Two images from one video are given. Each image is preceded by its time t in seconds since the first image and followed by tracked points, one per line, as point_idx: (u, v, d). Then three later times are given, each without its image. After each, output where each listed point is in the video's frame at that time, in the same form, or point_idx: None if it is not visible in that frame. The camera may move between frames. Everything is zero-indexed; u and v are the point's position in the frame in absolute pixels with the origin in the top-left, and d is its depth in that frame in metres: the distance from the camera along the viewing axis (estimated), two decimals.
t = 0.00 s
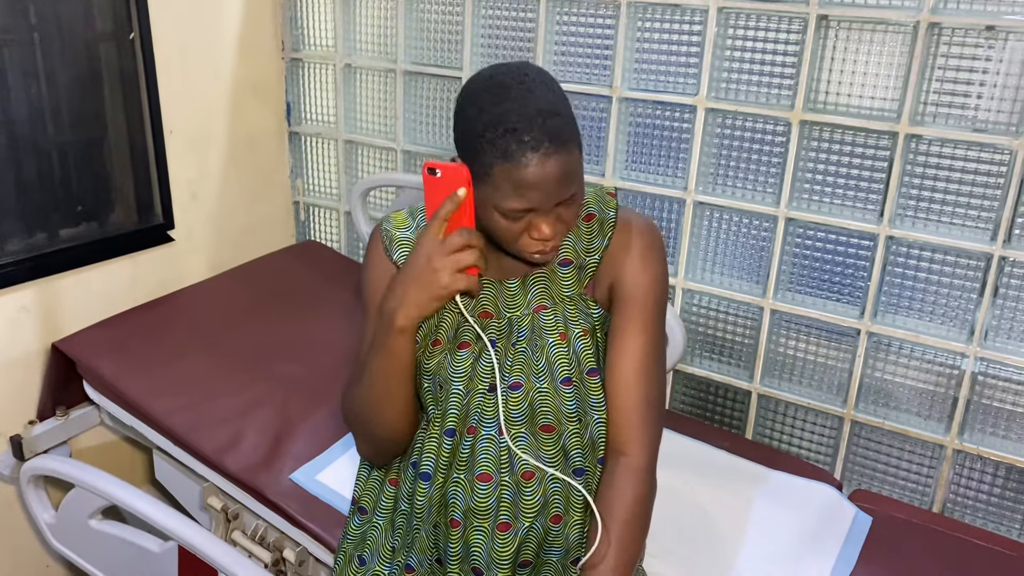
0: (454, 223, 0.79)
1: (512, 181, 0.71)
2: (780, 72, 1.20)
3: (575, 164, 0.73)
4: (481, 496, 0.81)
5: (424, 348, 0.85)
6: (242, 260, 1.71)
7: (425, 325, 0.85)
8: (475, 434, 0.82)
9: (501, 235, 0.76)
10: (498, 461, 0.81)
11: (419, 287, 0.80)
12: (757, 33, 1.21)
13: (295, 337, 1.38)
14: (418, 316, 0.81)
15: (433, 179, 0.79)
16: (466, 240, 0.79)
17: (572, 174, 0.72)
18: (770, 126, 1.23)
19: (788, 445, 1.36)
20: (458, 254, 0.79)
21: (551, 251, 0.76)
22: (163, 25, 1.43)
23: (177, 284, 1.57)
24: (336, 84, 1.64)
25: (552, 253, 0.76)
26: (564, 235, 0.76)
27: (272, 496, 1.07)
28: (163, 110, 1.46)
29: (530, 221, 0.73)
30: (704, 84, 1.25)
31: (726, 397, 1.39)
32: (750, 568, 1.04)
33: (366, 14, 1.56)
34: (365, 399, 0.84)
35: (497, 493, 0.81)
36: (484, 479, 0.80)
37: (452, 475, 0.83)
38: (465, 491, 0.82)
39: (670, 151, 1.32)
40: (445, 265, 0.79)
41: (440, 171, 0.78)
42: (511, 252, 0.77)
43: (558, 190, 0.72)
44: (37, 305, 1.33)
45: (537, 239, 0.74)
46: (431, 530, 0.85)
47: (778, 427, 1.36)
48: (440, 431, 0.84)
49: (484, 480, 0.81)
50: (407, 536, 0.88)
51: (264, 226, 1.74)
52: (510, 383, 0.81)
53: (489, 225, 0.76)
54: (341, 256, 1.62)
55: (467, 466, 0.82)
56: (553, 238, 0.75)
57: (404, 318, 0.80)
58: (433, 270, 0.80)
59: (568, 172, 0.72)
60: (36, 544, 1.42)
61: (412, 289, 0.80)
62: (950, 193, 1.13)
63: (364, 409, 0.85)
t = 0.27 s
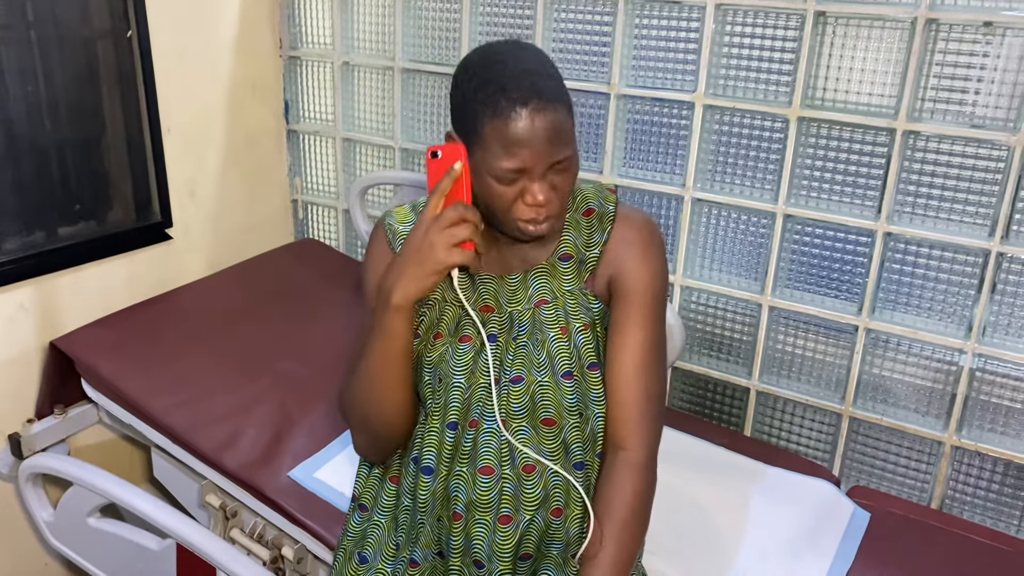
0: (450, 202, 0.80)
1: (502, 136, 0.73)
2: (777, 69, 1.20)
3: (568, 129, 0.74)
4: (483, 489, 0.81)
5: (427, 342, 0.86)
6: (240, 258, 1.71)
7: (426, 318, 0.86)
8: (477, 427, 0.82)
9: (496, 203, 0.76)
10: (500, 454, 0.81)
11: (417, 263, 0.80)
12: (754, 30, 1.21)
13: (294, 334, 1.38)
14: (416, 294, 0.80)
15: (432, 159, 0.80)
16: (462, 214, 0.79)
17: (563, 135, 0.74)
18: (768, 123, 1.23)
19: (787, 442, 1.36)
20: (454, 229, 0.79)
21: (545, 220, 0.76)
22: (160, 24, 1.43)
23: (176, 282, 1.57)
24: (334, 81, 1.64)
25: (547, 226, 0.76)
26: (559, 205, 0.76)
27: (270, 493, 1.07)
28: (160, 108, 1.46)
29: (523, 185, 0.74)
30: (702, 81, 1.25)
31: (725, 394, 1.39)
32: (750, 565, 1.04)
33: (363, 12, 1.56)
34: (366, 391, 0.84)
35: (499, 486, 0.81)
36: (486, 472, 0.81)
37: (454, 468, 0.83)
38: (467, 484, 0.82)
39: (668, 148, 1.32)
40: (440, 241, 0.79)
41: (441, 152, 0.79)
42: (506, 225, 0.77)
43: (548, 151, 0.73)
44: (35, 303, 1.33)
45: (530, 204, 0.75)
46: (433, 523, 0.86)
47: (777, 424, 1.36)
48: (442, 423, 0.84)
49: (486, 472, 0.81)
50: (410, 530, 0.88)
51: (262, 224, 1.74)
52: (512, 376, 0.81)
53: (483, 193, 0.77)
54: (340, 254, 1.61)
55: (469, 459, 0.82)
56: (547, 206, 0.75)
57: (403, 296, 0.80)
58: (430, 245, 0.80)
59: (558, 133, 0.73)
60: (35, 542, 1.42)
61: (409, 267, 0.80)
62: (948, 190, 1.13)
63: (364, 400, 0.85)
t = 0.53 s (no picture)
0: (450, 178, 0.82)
1: (494, 99, 0.75)
2: (778, 64, 1.20)
3: (560, 95, 0.75)
4: (485, 481, 0.81)
5: (429, 335, 0.85)
6: (239, 256, 1.71)
7: (430, 310, 0.86)
8: (480, 420, 0.81)
9: (492, 171, 0.77)
10: (502, 447, 0.81)
11: (418, 237, 0.81)
12: (755, 26, 1.20)
13: (294, 332, 1.38)
14: (417, 267, 0.82)
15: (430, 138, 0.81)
16: (461, 184, 0.80)
17: (556, 99, 0.75)
18: (769, 119, 1.23)
19: (788, 439, 1.36)
20: (454, 200, 0.81)
21: (541, 186, 0.76)
22: (159, 21, 1.43)
23: (175, 280, 1.57)
24: (334, 78, 1.63)
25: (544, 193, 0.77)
26: (555, 172, 0.77)
27: (271, 491, 1.06)
28: (159, 105, 1.46)
29: (517, 150, 0.75)
30: (703, 77, 1.25)
31: (726, 391, 1.39)
32: (753, 563, 1.04)
33: (363, 8, 1.56)
34: (367, 383, 0.84)
35: (501, 478, 0.81)
36: (489, 464, 0.81)
37: (456, 461, 0.83)
38: (469, 476, 0.82)
39: (668, 144, 1.31)
40: (440, 215, 0.81)
41: (437, 130, 0.81)
42: (503, 195, 0.78)
43: (542, 114, 0.74)
44: (35, 301, 1.33)
45: (525, 168, 0.76)
46: (435, 516, 0.86)
47: (778, 421, 1.35)
48: (444, 416, 0.83)
49: (488, 465, 0.81)
50: (411, 524, 0.89)
51: (262, 222, 1.74)
52: (514, 369, 0.81)
53: (480, 162, 0.78)
54: (339, 252, 1.61)
55: (471, 451, 0.82)
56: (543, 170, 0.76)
57: (403, 270, 0.81)
58: (431, 217, 0.81)
59: (552, 97, 0.74)
60: (35, 541, 1.42)
61: (410, 242, 0.82)
62: (950, 185, 1.12)
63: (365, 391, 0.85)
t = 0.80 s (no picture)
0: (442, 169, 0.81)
1: (481, 85, 0.76)
2: (778, 63, 1.19)
3: (547, 80, 0.76)
4: (484, 482, 0.80)
5: (427, 335, 0.85)
6: (238, 256, 1.71)
7: (428, 310, 0.85)
8: (479, 420, 0.81)
9: (481, 158, 0.78)
10: (500, 447, 0.81)
11: (413, 228, 0.80)
12: (755, 24, 1.20)
13: (292, 331, 1.38)
14: (412, 260, 0.80)
15: (420, 132, 0.82)
16: (455, 174, 0.79)
17: (542, 84, 0.76)
18: (769, 117, 1.22)
19: (788, 438, 1.35)
20: (449, 189, 0.79)
21: (532, 170, 0.77)
22: (158, 20, 1.42)
23: (174, 279, 1.56)
24: (332, 78, 1.63)
25: (536, 178, 0.77)
26: (545, 157, 0.77)
27: (270, 491, 1.06)
28: (158, 104, 1.45)
29: (507, 136, 0.76)
30: (702, 75, 1.25)
31: (726, 391, 1.39)
32: (754, 563, 1.03)
33: (361, 7, 1.56)
34: (364, 385, 0.83)
35: (499, 479, 0.81)
36: (488, 465, 0.80)
37: (455, 461, 0.83)
38: (468, 477, 0.82)
39: (668, 143, 1.31)
40: (435, 202, 0.80)
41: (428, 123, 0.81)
42: (495, 183, 0.78)
43: (529, 99, 0.75)
44: (33, 301, 1.32)
45: (515, 152, 0.76)
46: (434, 517, 0.85)
47: (778, 421, 1.35)
48: (442, 417, 0.83)
49: (487, 465, 0.80)
50: (410, 524, 0.88)
51: (260, 222, 1.74)
52: (512, 369, 0.80)
53: (471, 150, 0.78)
54: (339, 251, 1.61)
55: (470, 452, 0.82)
56: (533, 155, 0.76)
57: (398, 262, 0.80)
58: (425, 208, 0.80)
59: (539, 82, 0.75)
60: (33, 541, 1.42)
61: (405, 233, 0.81)
62: (950, 184, 1.12)
63: (363, 392, 0.84)
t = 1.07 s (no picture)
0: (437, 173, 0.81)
1: (473, 88, 0.76)
2: (779, 65, 1.19)
3: (541, 82, 0.76)
4: (484, 490, 0.80)
5: (425, 341, 0.84)
6: (238, 258, 1.70)
7: (425, 316, 0.84)
8: (478, 428, 0.81)
9: (476, 161, 0.78)
10: (500, 454, 0.80)
11: (412, 234, 0.80)
12: (756, 26, 1.20)
13: (293, 334, 1.37)
14: (411, 266, 0.80)
15: (414, 137, 0.82)
16: (453, 179, 0.79)
17: (536, 88, 0.75)
18: (771, 120, 1.22)
19: (790, 441, 1.35)
20: (447, 195, 0.79)
21: (528, 172, 0.77)
22: (158, 22, 1.42)
23: (174, 282, 1.56)
24: (332, 79, 1.63)
25: (531, 181, 0.77)
26: (540, 159, 0.77)
27: (270, 495, 1.06)
28: (158, 107, 1.45)
29: (500, 139, 0.76)
30: (703, 77, 1.24)
31: (727, 393, 1.38)
32: (755, 567, 1.03)
33: (362, 9, 1.55)
34: (366, 391, 0.82)
35: (499, 487, 0.81)
36: (487, 473, 0.80)
37: (454, 470, 0.82)
38: (467, 485, 0.82)
39: (669, 145, 1.31)
40: (433, 206, 0.80)
41: (420, 128, 0.81)
42: (491, 187, 0.78)
43: (522, 102, 0.75)
44: (33, 304, 1.32)
45: (510, 155, 0.76)
46: (433, 526, 0.85)
47: (780, 423, 1.35)
48: (441, 425, 0.82)
49: (487, 473, 0.80)
50: (410, 531, 0.88)
51: (260, 224, 1.73)
52: (511, 376, 0.80)
53: (466, 154, 0.78)
54: (341, 254, 1.61)
55: (469, 459, 0.82)
56: (528, 157, 0.76)
57: (398, 269, 0.80)
58: (423, 214, 0.80)
59: (532, 85, 0.75)
60: (33, 544, 1.41)
61: (402, 239, 0.80)
62: (952, 187, 1.12)
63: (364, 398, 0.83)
